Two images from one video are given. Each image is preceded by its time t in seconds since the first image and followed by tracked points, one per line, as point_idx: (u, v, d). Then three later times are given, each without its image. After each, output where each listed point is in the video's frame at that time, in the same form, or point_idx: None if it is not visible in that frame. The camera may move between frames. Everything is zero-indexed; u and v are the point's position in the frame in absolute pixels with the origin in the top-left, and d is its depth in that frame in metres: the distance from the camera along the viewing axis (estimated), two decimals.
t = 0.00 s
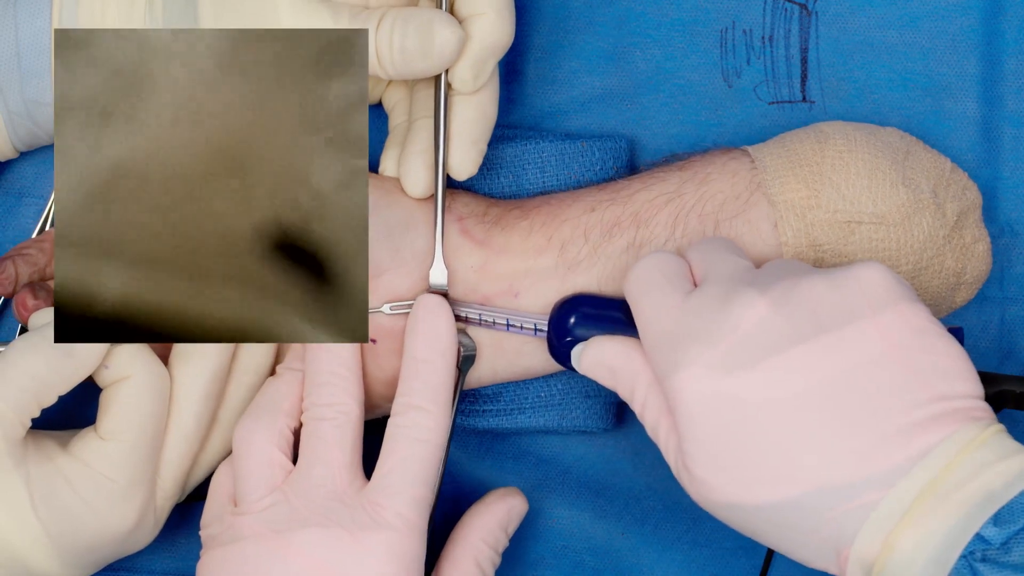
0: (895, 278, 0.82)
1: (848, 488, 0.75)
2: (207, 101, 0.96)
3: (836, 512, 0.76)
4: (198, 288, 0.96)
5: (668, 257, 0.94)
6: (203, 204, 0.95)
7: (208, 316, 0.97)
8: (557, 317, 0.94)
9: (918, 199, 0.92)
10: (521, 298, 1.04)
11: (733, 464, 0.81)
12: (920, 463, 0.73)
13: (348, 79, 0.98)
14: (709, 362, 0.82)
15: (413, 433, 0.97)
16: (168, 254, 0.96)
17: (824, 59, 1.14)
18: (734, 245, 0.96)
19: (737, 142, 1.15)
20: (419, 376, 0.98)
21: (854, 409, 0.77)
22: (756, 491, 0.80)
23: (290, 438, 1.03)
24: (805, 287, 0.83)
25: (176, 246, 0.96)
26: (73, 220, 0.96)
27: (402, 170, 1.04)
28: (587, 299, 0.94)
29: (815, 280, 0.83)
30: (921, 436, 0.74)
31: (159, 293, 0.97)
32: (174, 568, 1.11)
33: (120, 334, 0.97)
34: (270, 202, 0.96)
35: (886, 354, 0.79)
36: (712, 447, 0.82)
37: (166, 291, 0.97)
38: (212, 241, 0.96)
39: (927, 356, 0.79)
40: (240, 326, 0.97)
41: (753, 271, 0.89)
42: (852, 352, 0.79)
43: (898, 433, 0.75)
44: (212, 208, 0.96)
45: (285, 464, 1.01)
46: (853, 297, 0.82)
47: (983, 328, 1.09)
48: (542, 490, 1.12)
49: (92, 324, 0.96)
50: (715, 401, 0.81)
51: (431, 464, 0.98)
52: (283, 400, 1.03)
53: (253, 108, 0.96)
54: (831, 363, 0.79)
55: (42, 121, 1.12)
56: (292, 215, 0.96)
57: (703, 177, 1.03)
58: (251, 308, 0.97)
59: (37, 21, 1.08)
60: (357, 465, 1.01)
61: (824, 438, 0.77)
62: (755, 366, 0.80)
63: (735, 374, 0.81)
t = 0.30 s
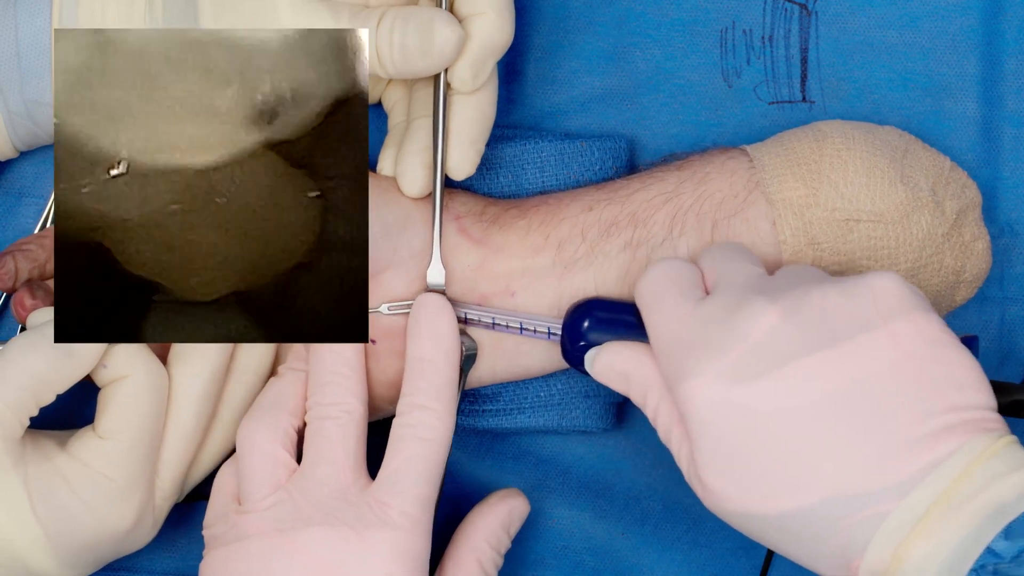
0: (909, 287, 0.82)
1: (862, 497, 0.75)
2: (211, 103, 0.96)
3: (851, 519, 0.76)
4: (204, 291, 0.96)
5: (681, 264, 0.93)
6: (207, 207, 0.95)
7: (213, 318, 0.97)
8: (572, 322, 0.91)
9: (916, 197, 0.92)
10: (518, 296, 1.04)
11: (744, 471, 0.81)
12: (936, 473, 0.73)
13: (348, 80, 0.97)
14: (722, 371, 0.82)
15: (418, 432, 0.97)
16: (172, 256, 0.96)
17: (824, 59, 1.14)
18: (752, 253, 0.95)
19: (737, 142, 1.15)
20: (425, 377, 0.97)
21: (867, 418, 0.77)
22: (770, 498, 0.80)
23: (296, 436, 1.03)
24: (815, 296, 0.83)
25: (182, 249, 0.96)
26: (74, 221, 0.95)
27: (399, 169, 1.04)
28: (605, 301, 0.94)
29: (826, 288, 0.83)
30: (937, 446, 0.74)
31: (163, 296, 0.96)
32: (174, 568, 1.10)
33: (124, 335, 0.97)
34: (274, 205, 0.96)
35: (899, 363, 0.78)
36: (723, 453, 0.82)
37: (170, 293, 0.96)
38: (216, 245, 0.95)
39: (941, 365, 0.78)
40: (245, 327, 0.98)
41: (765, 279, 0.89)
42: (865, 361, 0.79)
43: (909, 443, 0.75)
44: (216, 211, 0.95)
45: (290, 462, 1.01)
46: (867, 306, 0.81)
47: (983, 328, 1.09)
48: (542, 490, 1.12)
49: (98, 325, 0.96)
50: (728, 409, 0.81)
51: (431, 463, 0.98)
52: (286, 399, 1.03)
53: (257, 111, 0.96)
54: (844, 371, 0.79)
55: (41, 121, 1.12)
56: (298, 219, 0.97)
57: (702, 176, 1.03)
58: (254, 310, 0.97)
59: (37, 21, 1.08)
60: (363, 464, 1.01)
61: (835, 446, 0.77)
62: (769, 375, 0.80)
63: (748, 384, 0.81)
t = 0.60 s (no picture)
0: (855, 296, 0.76)
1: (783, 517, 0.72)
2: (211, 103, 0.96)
3: (767, 540, 0.73)
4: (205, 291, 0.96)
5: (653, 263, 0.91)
6: (207, 206, 0.96)
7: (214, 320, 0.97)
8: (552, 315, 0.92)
9: (913, 193, 0.93)
10: (514, 290, 1.04)
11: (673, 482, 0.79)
12: (857, 491, 0.69)
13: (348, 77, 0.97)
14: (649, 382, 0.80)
15: (410, 427, 0.96)
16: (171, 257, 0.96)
17: (824, 59, 1.13)
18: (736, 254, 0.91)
19: (736, 142, 1.14)
20: (415, 371, 0.97)
21: (794, 433, 0.73)
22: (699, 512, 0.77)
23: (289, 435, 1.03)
24: (754, 307, 0.78)
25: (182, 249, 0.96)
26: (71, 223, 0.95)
27: (396, 165, 1.04)
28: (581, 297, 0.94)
29: (768, 299, 0.78)
30: (868, 465, 0.69)
31: (162, 297, 0.96)
32: (173, 567, 1.10)
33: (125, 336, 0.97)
34: (273, 205, 0.96)
35: (832, 376, 0.73)
36: (657, 468, 0.80)
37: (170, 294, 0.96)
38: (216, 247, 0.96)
39: (882, 379, 0.73)
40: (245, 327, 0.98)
41: (724, 283, 0.84)
42: (798, 374, 0.74)
43: (835, 461, 0.71)
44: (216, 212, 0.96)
45: (283, 461, 1.00)
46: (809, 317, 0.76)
47: (983, 328, 1.08)
48: (541, 489, 1.12)
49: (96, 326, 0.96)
50: (660, 422, 0.79)
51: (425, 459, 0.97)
52: (279, 396, 1.03)
53: (257, 110, 0.97)
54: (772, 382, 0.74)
55: (42, 121, 1.11)
56: (298, 218, 0.97)
57: (697, 172, 1.03)
58: (253, 311, 0.97)
59: (37, 22, 1.08)
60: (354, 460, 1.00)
61: (757, 462, 0.73)
62: (694, 388, 0.77)
63: (674, 396, 0.78)
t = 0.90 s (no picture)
0: (792, 299, 0.75)
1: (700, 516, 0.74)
2: (209, 101, 0.95)
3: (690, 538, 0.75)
4: (200, 290, 0.96)
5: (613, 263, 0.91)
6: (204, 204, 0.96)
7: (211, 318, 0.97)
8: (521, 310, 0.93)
9: (910, 192, 0.92)
10: (510, 289, 1.04)
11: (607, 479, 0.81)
12: (773, 490, 0.70)
13: (347, 77, 0.97)
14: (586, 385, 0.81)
15: (404, 429, 0.96)
16: (169, 254, 0.96)
17: (824, 59, 1.13)
18: (695, 250, 0.90)
19: (736, 142, 1.14)
20: (411, 372, 0.97)
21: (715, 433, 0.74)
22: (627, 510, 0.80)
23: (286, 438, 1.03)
24: (686, 310, 0.79)
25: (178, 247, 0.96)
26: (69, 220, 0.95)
27: (394, 165, 1.04)
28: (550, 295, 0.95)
29: (700, 302, 0.78)
30: (783, 466, 0.71)
31: (159, 295, 0.96)
32: (172, 567, 1.10)
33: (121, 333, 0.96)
34: (271, 205, 0.97)
35: (755, 377, 0.74)
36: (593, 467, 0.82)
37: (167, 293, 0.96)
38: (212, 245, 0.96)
39: (806, 381, 0.73)
40: (242, 326, 0.97)
41: (673, 284, 0.84)
42: (721, 375, 0.75)
43: (752, 461, 0.72)
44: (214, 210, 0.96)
45: (280, 466, 1.00)
46: (739, 319, 0.76)
47: (983, 328, 1.08)
48: (540, 489, 1.11)
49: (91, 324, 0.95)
50: (594, 423, 0.80)
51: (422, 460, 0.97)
52: (275, 398, 1.03)
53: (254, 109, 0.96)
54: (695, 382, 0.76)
55: (41, 122, 1.11)
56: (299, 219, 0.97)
57: (695, 171, 1.03)
58: (252, 311, 0.97)
59: (37, 21, 1.08)
60: (350, 463, 1.00)
61: (678, 462, 0.75)
62: (624, 389, 0.79)
63: (605, 397, 0.79)
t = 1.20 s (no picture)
0: (745, 285, 0.77)
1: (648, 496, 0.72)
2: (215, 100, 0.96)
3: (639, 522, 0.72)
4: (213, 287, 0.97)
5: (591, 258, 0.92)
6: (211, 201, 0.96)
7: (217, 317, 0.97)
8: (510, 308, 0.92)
9: (911, 193, 0.92)
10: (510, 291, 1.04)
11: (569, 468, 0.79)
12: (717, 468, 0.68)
13: (347, 79, 0.98)
14: (544, 368, 0.80)
15: (405, 431, 0.96)
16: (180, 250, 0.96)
17: (824, 59, 1.13)
18: (677, 251, 0.91)
19: (736, 142, 1.14)
20: (412, 374, 0.97)
21: (666, 413, 0.73)
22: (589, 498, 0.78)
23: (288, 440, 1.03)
24: (642, 294, 0.79)
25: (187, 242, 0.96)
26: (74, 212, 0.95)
27: (394, 166, 1.04)
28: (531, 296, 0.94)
29: (658, 286, 0.79)
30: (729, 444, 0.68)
31: (170, 291, 0.96)
32: (173, 567, 1.10)
33: (122, 326, 0.97)
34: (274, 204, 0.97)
35: (708, 358, 0.74)
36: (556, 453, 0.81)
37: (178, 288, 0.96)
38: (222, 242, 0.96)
39: (759, 363, 0.73)
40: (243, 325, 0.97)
41: (646, 275, 0.84)
42: (671, 355, 0.74)
43: (701, 438, 0.70)
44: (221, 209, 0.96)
45: (282, 467, 1.00)
46: (692, 303, 0.77)
47: (984, 328, 1.08)
48: (541, 489, 1.11)
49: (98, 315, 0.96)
50: (552, 406, 0.79)
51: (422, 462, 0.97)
52: (276, 398, 1.03)
53: (251, 109, 0.96)
54: (647, 361, 0.75)
55: (41, 122, 1.11)
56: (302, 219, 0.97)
57: (696, 172, 1.03)
58: (256, 311, 0.97)
59: (36, 21, 1.07)
60: (352, 464, 1.00)
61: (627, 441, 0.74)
62: (577, 371, 0.77)
63: (558, 379, 0.78)
